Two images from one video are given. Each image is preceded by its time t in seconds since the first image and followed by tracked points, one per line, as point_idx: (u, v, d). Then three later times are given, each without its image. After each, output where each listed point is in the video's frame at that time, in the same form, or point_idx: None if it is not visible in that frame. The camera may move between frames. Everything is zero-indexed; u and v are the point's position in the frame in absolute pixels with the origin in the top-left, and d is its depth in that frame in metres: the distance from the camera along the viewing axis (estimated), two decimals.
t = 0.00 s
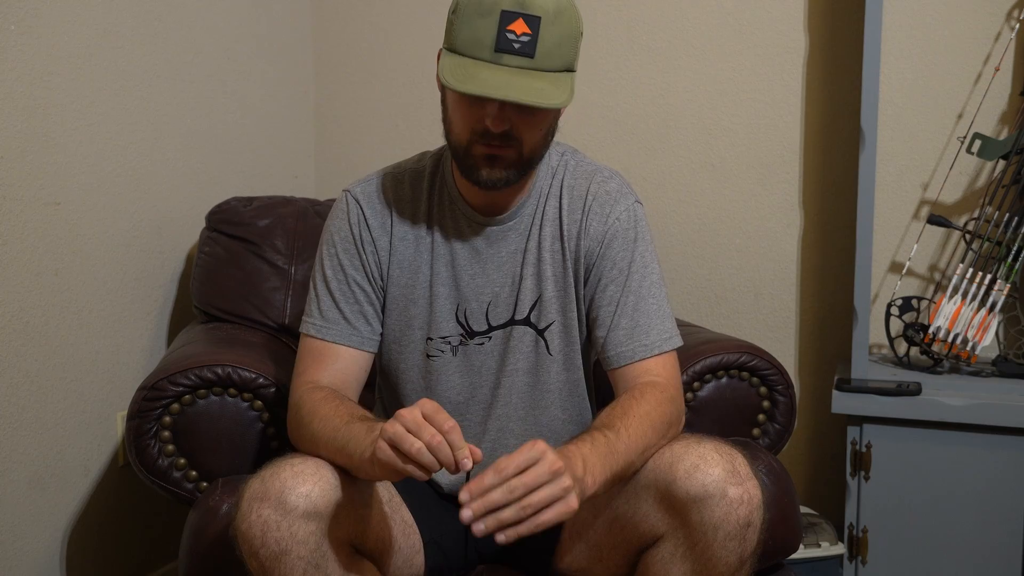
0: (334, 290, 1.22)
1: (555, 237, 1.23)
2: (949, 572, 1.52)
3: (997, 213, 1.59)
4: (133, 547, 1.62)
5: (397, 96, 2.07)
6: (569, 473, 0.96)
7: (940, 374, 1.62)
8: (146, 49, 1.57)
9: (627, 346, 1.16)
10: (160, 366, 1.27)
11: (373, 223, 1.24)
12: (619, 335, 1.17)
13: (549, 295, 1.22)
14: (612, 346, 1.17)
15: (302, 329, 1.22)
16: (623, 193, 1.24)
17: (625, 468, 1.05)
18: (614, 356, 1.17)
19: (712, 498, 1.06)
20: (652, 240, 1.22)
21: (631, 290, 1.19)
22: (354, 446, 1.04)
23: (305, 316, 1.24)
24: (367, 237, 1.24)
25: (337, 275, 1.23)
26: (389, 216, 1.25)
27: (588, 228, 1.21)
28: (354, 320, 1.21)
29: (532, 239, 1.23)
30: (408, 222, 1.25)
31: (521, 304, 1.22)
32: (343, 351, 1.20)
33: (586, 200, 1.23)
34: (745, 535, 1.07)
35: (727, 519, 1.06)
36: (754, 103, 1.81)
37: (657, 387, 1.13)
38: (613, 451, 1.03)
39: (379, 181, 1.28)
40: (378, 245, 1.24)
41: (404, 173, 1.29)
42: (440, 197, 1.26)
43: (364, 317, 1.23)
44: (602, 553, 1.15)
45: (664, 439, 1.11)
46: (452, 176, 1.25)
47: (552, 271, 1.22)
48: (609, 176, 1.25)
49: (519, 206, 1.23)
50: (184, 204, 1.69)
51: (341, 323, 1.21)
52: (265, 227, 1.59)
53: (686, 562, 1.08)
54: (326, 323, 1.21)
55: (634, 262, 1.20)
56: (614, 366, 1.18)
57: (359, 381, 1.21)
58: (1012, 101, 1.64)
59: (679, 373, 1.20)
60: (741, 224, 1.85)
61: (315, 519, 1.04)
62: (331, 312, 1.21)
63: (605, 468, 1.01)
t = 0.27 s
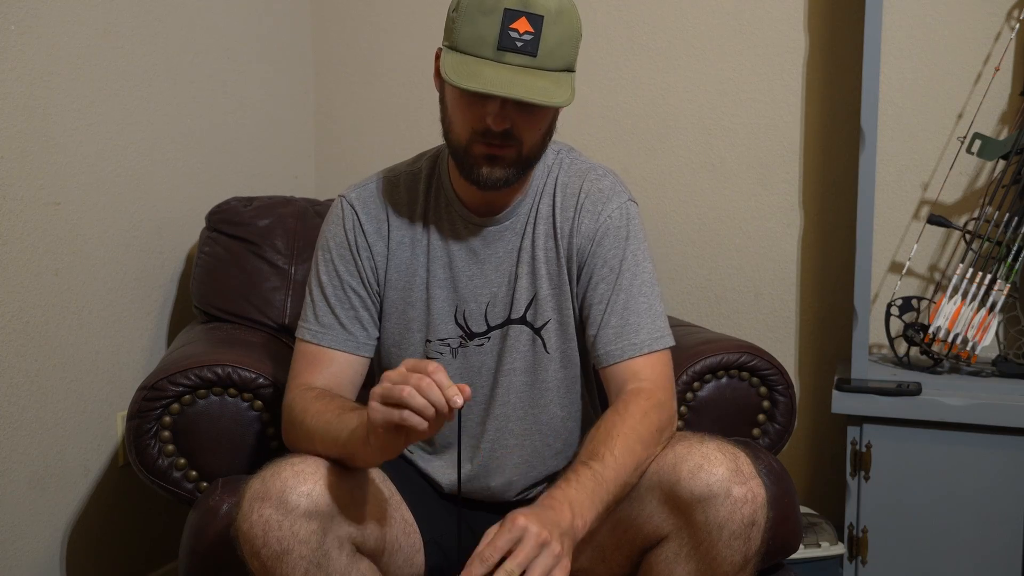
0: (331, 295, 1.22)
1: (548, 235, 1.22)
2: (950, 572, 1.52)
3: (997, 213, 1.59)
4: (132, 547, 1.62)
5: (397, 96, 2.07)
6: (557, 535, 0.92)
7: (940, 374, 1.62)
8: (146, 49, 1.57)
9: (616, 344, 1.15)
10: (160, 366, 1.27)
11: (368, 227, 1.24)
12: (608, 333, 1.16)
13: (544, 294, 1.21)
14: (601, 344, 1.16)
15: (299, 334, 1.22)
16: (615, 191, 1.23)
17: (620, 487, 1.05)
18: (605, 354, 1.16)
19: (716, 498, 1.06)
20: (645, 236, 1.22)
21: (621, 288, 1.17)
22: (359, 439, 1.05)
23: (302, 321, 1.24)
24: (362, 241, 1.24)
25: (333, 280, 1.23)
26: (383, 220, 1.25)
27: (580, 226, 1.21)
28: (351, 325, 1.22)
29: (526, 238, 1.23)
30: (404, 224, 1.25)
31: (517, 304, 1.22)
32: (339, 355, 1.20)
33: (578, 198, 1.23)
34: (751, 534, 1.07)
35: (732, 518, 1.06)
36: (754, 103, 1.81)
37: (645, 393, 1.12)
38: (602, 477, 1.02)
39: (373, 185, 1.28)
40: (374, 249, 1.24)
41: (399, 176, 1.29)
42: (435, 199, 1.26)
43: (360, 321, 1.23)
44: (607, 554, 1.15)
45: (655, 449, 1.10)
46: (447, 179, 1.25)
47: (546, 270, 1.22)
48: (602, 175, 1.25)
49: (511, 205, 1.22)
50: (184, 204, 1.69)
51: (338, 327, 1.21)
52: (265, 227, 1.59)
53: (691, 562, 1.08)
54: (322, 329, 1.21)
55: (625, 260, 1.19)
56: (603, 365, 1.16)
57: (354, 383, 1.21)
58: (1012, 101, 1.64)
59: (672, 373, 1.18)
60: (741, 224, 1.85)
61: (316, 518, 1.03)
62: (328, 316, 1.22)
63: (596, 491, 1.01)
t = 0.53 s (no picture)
0: (325, 294, 1.22)
1: (544, 238, 1.22)
2: (950, 572, 1.52)
3: (997, 213, 1.59)
4: (132, 547, 1.62)
5: (397, 96, 2.07)
6: (563, 516, 0.93)
7: (940, 374, 1.62)
8: (146, 49, 1.57)
9: (615, 348, 1.16)
10: (160, 366, 1.27)
11: (363, 226, 1.25)
12: (607, 337, 1.17)
13: (539, 297, 1.21)
14: (600, 348, 1.17)
15: (295, 332, 1.22)
16: (612, 193, 1.23)
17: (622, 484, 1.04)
18: (608, 356, 1.16)
19: (716, 499, 1.06)
20: (642, 240, 1.22)
21: (619, 292, 1.18)
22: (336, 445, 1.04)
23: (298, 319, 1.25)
24: (358, 241, 1.24)
25: (328, 279, 1.23)
26: (378, 220, 1.25)
27: (576, 230, 1.21)
28: (346, 323, 1.22)
29: (522, 240, 1.23)
30: (399, 225, 1.25)
31: (511, 306, 1.22)
32: (335, 355, 1.20)
33: (574, 201, 1.22)
34: (750, 536, 1.07)
35: (731, 520, 1.06)
36: (754, 103, 1.81)
37: (649, 391, 1.13)
38: (608, 472, 1.02)
39: (369, 184, 1.28)
40: (369, 248, 1.24)
41: (395, 176, 1.30)
42: (431, 200, 1.26)
43: (356, 319, 1.23)
44: (606, 554, 1.15)
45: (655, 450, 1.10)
46: (445, 179, 1.26)
47: (542, 273, 1.22)
48: (598, 177, 1.25)
49: (509, 207, 1.23)
50: (184, 203, 1.69)
51: (332, 326, 1.21)
52: (265, 227, 1.59)
53: (690, 563, 1.08)
54: (317, 327, 1.21)
55: (623, 264, 1.19)
56: (603, 369, 1.17)
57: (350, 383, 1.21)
58: (1012, 101, 1.64)
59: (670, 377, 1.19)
60: (741, 224, 1.85)
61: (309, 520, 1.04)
62: (324, 316, 1.21)
63: (603, 485, 1.00)
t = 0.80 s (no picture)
0: (332, 291, 1.22)
1: (556, 241, 1.23)
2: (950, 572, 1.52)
3: (997, 213, 1.59)
4: (132, 547, 1.62)
5: (397, 96, 2.07)
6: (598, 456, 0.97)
7: (940, 374, 1.62)
8: (146, 49, 1.57)
9: (633, 351, 1.17)
10: (159, 366, 1.27)
11: (371, 225, 1.24)
12: (624, 340, 1.18)
13: (550, 300, 1.22)
14: (617, 350, 1.18)
15: (299, 329, 1.22)
16: (626, 198, 1.24)
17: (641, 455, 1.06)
18: (615, 361, 1.18)
19: (719, 498, 1.06)
20: (655, 245, 1.23)
21: (634, 297, 1.19)
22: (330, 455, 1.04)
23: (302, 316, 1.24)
24: (366, 238, 1.24)
25: (335, 276, 1.23)
26: (387, 218, 1.25)
27: (591, 233, 1.21)
28: (350, 320, 1.22)
29: (533, 243, 1.23)
30: (407, 224, 1.25)
31: (522, 309, 1.22)
32: (337, 352, 1.20)
33: (588, 204, 1.23)
34: (750, 536, 1.08)
35: (733, 519, 1.06)
36: (754, 103, 1.81)
37: (664, 384, 1.15)
38: (634, 440, 1.04)
39: (379, 182, 1.28)
40: (376, 246, 1.24)
41: (403, 174, 1.29)
42: (439, 199, 1.26)
43: (360, 317, 1.23)
44: (607, 553, 1.13)
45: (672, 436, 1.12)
46: (451, 179, 1.25)
47: (554, 276, 1.22)
48: (611, 181, 1.25)
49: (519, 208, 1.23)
50: (184, 203, 1.69)
51: (337, 323, 1.21)
52: (265, 227, 1.59)
53: (690, 562, 1.08)
54: (321, 323, 1.21)
55: (637, 267, 1.20)
56: (620, 371, 1.18)
57: (352, 384, 1.21)
58: (1012, 101, 1.64)
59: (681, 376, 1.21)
60: (741, 224, 1.85)
61: (299, 525, 1.04)
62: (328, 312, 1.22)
63: (627, 450, 1.02)
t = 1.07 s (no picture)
0: (345, 291, 1.20)
1: (568, 241, 1.23)
2: (950, 572, 1.52)
3: (997, 213, 1.59)
4: (132, 547, 1.62)
5: (397, 95, 2.07)
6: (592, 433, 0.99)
7: (940, 374, 1.62)
8: (146, 49, 1.57)
9: (639, 350, 1.17)
10: (159, 366, 1.27)
11: (385, 225, 1.23)
12: (631, 340, 1.17)
13: (561, 300, 1.22)
14: (624, 350, 1.17)
15: (306, 329, 1.19)
16: (635, 198, 1.25)
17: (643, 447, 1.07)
18: (634, 357, 1.17)
19: (714, 499, 1.05)
20: (663, 245, 1.24)
21: (643, 296, 1.19)
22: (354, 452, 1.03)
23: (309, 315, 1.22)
24: (379, 240, 1.22)
25: (347, 277, 1.21)
26: (400, 218, 1.23)
27: (602, 233, 1.22)
28: (363, 322, 1.20)
29: (545, 243, 1.23)
30: (420, 224, 1.23)
31: (532, 308, 1.23)
32: (346, 353, 1.18)
33: (600, 205, 1.23)
34: (747, 536, 1.07)
35: (728, 519, 1.05)
36: (754, 103, 1.81)
37: (669, 382, 1.14)
38: (637, 431, 1.05)
39: (391, 181, 1.26)
40: (389, 247, 1.22)
41: (414, 173, 1.27)
42: (452, 199, 1.25)
43: (372, 319, 1.21)
44: (604, 551, 1.15)
45: (677, 433, 1.12)
46: (465, 178, 1.25)
47: (564, 276, 1.23)
48: (622, 182, 1.26)
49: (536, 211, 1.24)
50: (184, 203, 1.69)
51: (350, 325, 1.19)
52: (265, 227, 1.59)
53: (686, 562, 1.08)
54: (333, 325, 1.18)
55: (647, 266, 1.21)
56: (625, 370, 1.17)
57: (359, 382, 1.18)
58: (1012, 101, 1.64)
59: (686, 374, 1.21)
60: (741, 224, 1.85)
61: (314, 523, 1.03)
62: (341, 314, 1.19)
63: (629, 439, 1.04)
